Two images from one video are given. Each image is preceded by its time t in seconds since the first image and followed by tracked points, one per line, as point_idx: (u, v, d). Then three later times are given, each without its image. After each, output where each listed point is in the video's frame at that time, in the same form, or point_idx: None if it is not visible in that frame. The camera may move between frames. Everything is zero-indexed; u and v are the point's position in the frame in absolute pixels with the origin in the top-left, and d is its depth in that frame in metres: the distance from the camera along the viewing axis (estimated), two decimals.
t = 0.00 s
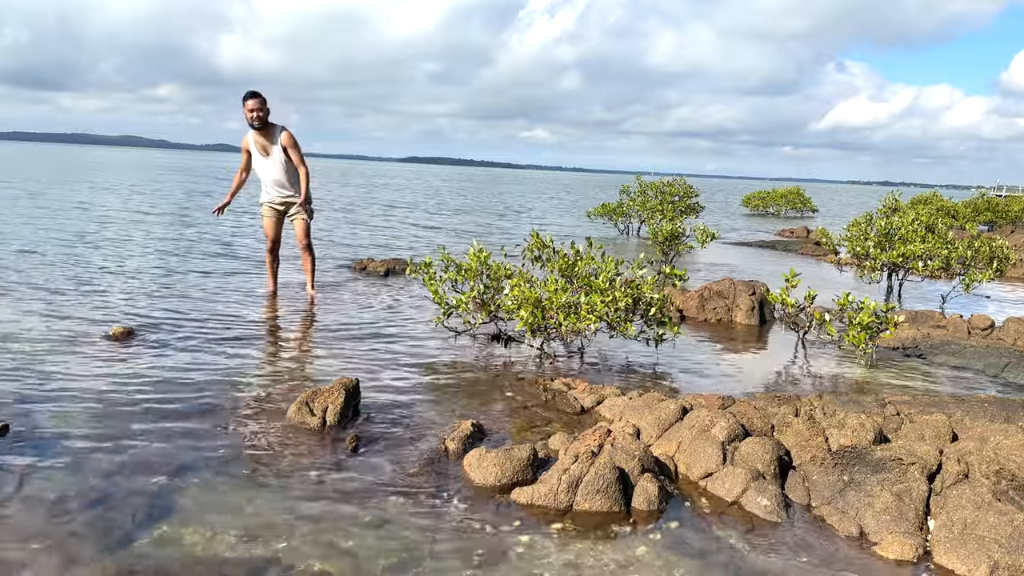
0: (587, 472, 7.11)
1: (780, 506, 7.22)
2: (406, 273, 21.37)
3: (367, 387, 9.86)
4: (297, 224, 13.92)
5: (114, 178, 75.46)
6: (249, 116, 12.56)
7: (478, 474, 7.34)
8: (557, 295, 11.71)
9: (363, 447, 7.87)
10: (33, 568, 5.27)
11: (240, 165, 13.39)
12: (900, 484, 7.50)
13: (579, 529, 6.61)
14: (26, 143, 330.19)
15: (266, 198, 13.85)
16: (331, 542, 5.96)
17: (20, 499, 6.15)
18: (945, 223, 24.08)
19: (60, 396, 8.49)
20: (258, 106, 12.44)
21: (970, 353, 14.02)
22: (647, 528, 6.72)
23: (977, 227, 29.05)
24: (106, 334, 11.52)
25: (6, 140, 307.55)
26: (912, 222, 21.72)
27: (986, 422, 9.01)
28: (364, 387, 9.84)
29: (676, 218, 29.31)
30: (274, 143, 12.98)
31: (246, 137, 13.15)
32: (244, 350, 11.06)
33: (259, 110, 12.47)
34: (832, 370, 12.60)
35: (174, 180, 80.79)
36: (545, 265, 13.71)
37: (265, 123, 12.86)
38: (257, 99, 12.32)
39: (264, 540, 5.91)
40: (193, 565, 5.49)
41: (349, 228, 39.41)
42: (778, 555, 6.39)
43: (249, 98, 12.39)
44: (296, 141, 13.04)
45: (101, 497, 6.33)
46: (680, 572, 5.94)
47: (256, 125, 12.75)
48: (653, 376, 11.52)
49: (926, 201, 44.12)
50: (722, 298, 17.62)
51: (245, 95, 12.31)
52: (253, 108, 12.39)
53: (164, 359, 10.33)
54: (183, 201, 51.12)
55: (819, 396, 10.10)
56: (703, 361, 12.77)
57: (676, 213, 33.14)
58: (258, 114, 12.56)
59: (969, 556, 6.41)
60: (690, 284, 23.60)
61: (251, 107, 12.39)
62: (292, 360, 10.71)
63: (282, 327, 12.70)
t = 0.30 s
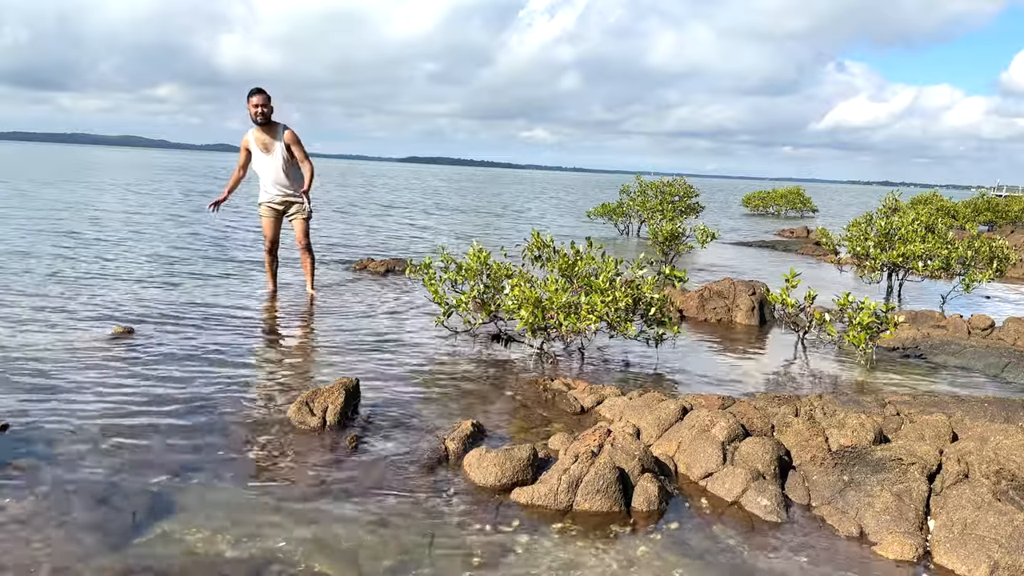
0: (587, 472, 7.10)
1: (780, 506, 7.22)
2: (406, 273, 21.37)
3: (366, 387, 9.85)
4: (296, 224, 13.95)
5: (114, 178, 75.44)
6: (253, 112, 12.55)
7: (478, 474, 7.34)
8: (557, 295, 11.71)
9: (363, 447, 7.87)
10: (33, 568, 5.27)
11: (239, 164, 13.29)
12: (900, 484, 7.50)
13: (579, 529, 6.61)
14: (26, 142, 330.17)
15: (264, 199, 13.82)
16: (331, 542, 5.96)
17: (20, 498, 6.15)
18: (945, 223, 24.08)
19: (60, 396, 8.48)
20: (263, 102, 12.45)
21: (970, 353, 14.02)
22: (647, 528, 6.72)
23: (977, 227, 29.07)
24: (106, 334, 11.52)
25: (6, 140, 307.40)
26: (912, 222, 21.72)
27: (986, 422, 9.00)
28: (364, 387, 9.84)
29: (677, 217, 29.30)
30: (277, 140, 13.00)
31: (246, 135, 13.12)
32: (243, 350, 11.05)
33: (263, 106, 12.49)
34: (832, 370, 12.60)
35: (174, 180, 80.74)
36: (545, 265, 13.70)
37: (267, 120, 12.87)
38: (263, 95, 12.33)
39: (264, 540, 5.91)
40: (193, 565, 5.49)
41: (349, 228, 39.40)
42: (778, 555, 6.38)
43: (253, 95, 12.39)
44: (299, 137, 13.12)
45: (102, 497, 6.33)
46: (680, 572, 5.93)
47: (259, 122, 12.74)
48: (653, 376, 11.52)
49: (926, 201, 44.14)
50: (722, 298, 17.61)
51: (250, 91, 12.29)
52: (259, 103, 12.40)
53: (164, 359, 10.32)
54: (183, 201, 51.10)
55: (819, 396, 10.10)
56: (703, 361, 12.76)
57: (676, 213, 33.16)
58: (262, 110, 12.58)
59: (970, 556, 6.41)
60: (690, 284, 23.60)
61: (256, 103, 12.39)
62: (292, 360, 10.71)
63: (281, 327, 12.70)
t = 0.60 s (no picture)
0: (587, 472, 7.11)
1: (780, 506, 7.22)
2: (406, 272, 21.37)
3: (366, 387, 9.85)
4: (295, 224, 13.96)
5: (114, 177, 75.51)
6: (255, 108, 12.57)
7: (478, 474, 7.34)
8: (557, 295, 11.71)
9: (363, 447, 7.88)
10: (33, 567, 5.28)
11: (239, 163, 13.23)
12: (900, 484, 7.50)
13: (579, 529, 6.61)
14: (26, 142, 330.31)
15: (262, 199, 13.77)
16: (331, 542, 5.96)
17: (20, 498, 6.15)
18: (945, 223, 24.07)
19: (60, 396, 8.49)
20: (265, 99, 12.48)
21: (971, 353, 14.01)
22: (647, 528, 6.72)
23: (977, 227, 29.08)
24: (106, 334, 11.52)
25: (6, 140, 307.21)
26: (912, 222, 21.72)
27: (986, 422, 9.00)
28: (364, 387, 9.85)
29: (677, 217, 29.30)
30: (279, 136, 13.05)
31: (246, 133, 13.10)
32: (244, 350, 11.06)
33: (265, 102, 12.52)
34: (832, 370, 12.60)
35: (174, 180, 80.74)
36: (545, 265, 13.70)
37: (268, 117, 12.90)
38: (265, 91, 12.36)
39: (264, 540, 5.91)
40: (192, 565, 5.49)
41: (349, 228, 39.39)
42: (778, 555, 6.38)
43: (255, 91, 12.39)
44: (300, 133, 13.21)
45: (101, 497, 6.33)
46: (680, 572, 5.94)
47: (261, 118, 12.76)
48: (653, 376, 11.52)
49: (926, 201, 44.14)
50: (722, 298, 17.62)
51: (252, 87, 12.29)
52: (260, 99, 12.40)
53: (164, 359, 10.32)
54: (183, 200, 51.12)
55: (819, 396, 10.09)
56: (703, 361, 12.76)
57: (676, 213, 33.16)
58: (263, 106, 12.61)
59: (970, 556, 6.41)
60: (690, 284, 23.61)
61: (257, 99, 12.41)
62: (292, 360, 10.71)
63: (281, 327, 12.70)
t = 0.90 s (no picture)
0: (587, 472, 7.11)
1: (780, 506, 7.22)
2: (406, 272, 21.38)
3: (366, 387, 9.84)
4: (295, 224, 13.98)
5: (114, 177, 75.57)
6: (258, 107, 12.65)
7: (478, 474, 7.34)
8: (557, 295, 11.71)
9: (363, 447, 7.87)
10: (33, 568, 5.27)
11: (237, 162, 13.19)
12: (900, 485, 7.50)
13: (579, 529, 6.61)
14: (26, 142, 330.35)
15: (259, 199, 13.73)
16: (331, 542, 5.96)
17: (20, 499, 6.15)
18: (945, 223, 24.06)
19: (60, 396, 8.48)
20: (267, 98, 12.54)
21: (971, 353, 14.01)
22: (647, 528, 6.72)
23: (977, 227, 29.09)
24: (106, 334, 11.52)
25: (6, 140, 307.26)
26: (912, 222, 21.72)
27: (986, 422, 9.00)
28: (364, 387, 9.85)
29: (676, 217, 29.28)
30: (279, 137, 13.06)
31: (246, 132, 13.10)
32: (244, 350, 11.05)
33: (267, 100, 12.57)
34: (832, 370, 12.60)
35: (174, 180, 80.77)
36: (545, 265, 13.69)
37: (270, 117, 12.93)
38: (268, 91, 12.42)
39: (264, 540, 5.91)
40: (192, 565, 5.49)
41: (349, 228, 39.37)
42: (778, 555, 6.38)
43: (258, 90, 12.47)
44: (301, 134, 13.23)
45: (101, 497, 6.33)
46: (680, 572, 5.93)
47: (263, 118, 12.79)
48: (653, 376, 11.52)
49: (926, 201, 44.15)
50: (722, 298, 17.62)
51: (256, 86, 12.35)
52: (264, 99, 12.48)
53: (164, 359, 10.32)
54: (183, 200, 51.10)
55: (819, 396, 10.09)
56: (703, 362, 12.77)
57: (676, 214, 33.17)
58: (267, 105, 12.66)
59: (969, 556, 6.41)
60: (690, 284, 23.60)
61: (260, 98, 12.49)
62: (292, 360, 10.72)
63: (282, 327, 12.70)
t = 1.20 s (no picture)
0: (587, 472, 7.10)
1: (780, 506, 7.22)
2: (407, 272, 21.37)
3: (365, 388, 9.83)
4: (296, 223, 14.02)
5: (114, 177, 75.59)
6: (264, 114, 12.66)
7: (478, 474, 7.34)
8: (557, 295, 11.71)
9: (363, 447, 7.88)
10: (33, 568, 5.27)
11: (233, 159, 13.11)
12: (900, 484, 7.50)
13: (579, 529, 6.61)
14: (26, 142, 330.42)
15: (258, 199, 13.69)
16: (330, 542, 5.96)
17: (20, 499, 6.14)
18: (945, 223, 24.06)
19: (60, 396, 8.48)
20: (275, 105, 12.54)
21: (971, 353, 14.01)
22: (647, 528, 6.72)
23: (977, 227, 29.08)
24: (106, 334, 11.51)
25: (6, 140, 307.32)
26: (912, 222, 21.72)
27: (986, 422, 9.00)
28: (364, 387, 9.86)
29: (677, 217, 29.28)
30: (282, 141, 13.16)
31: (247, 129, 13.08)
32: (243, 350, 11.04)
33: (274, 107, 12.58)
34: (832, 370, 12.60)
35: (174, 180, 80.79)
36: (545, 265, 13.68)
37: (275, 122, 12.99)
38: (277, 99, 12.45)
39: (264, 540, 5.90)
40: (193, 565, 5.49)
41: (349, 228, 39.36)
42: (779, 555, 6.38)
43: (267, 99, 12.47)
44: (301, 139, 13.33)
45: (101, 497, 6.32)
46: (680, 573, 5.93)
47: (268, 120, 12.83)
48: (653, 376, 11.52)
49: (925, 201, 44.15)
50: (722, 298, 17.62)
51: (264, 94, 12.34)
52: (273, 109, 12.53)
53: (164, 359, 10.31)
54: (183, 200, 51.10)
55: (819, 396, 10.09)
56: (703, 361, 12.77)
57: (676, 214, 33.16)
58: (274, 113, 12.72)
59: (969, 556, 6.41)
60: (690, 284, 23.61)
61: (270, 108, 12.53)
62: (292, 360, 10.72)
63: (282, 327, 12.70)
